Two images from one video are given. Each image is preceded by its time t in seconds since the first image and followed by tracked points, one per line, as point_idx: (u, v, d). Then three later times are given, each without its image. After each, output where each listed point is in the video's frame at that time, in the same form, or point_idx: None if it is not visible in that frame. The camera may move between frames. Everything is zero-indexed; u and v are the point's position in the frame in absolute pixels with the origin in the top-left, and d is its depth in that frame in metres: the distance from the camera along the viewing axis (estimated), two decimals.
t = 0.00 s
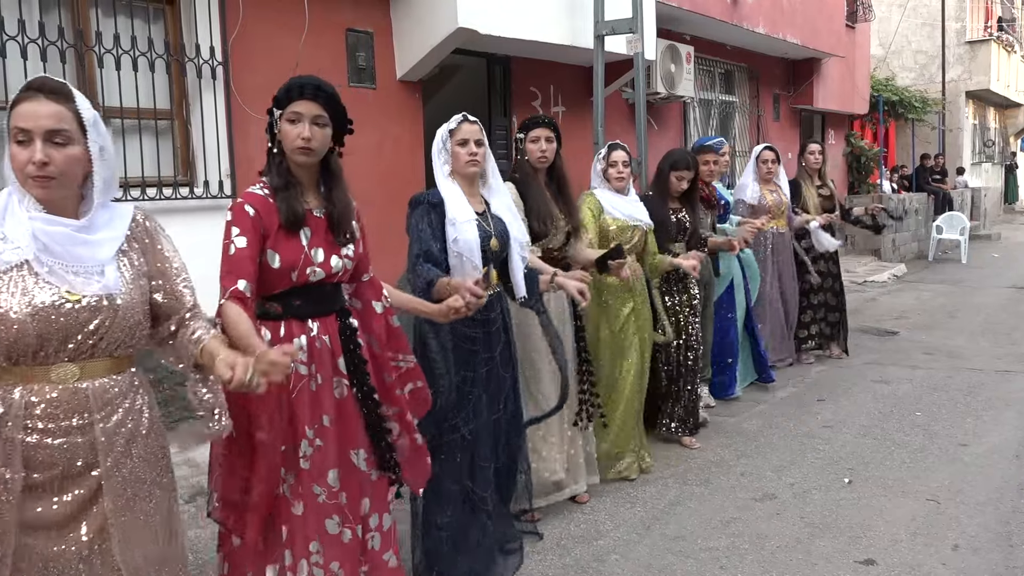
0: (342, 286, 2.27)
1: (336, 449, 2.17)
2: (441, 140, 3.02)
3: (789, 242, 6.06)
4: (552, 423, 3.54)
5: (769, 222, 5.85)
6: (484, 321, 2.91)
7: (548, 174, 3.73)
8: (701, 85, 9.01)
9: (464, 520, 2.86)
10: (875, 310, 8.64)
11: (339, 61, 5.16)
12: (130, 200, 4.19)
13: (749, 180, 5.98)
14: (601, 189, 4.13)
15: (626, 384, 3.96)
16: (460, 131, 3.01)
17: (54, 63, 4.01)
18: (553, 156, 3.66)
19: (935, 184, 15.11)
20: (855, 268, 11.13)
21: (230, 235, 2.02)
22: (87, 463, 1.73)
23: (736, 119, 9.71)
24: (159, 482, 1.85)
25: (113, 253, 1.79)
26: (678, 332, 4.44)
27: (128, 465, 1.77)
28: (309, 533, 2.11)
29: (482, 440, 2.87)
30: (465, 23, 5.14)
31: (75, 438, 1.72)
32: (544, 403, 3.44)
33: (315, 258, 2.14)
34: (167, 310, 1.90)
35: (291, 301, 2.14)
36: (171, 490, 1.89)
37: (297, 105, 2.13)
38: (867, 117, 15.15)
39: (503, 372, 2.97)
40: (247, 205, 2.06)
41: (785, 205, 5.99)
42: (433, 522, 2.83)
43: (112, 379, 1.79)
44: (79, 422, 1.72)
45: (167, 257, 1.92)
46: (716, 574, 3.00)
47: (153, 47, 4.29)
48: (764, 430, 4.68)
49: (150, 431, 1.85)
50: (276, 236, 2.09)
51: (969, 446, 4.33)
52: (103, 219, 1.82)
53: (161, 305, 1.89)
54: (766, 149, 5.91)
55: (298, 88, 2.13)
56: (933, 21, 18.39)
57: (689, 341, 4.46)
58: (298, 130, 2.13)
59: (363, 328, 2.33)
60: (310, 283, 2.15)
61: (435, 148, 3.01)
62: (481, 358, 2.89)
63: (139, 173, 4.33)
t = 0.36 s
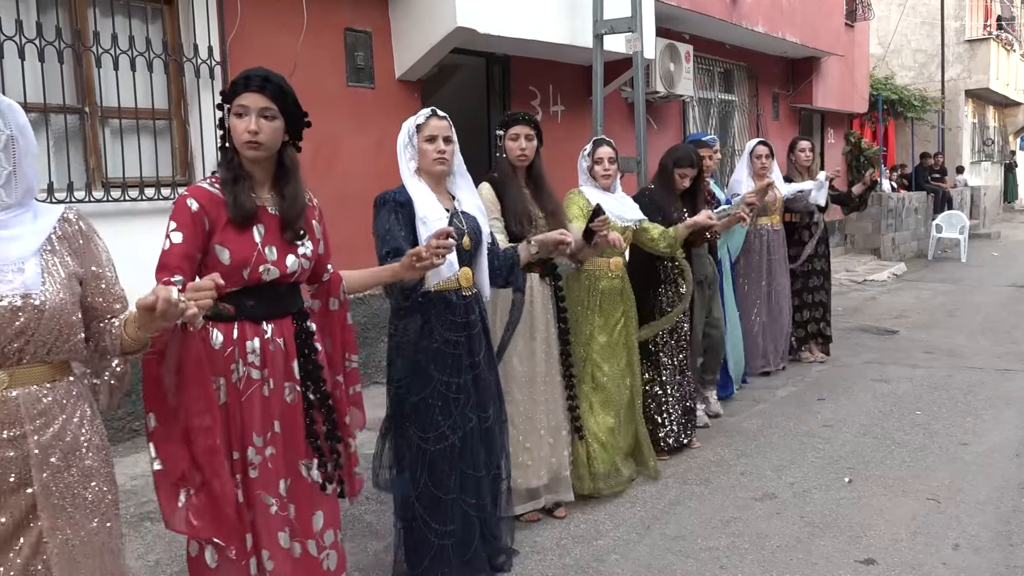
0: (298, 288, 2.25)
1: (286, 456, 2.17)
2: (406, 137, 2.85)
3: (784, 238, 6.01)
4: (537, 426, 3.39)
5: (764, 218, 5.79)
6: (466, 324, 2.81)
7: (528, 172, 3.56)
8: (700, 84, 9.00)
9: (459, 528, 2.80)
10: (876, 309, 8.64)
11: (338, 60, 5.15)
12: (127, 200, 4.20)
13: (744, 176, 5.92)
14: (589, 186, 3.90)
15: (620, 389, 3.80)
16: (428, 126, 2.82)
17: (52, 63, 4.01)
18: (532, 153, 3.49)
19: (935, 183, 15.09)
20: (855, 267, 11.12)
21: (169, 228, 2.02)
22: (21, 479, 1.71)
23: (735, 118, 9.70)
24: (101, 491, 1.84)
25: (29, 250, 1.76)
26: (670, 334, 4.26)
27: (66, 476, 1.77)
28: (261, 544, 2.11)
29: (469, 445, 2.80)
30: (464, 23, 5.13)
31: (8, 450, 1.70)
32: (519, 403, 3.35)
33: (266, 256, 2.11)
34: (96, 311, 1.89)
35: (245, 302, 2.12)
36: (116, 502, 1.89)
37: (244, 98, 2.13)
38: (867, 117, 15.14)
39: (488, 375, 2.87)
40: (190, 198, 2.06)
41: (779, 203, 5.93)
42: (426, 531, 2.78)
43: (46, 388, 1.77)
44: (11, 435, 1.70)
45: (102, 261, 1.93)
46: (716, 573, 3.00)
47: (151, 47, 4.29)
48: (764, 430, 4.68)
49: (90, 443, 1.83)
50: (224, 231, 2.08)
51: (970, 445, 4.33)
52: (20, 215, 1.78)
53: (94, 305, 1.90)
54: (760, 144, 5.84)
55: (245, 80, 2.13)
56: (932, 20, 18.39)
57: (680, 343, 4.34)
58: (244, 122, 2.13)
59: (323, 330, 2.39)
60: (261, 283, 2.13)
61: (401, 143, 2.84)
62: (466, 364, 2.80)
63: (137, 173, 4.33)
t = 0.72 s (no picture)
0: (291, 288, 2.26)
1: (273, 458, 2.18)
2: (399, 138, 2.83)
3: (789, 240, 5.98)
4: (525, 430, 3.39)
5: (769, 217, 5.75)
6: (461, 325, 2.78)
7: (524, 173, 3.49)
8: (706, 82, 8.97)
9: (453, 530, 2.80)
10: (881, 309, 8.61)
11: (344, 56, 5.14)
12: (131, 196, 4.21)
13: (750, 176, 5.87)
14: (582, 188, 3.80)
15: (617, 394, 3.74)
16: (420, 125, 2.80)
17: (57, 59, 4.01)
18: (528, 153, 3.41)
19: (942, 183, 15.03)
20: (861, 266, 11.08)
21: (156, 237, 2.02)
22: (9, 480, 1.72)
23: (742, 117, 9.67)
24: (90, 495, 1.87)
25: (10, 249, 1.74)
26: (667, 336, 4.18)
27: (54, 479, 1.78)
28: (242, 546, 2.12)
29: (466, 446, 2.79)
30: (470, 20, 5.12)
31: None
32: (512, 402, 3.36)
33: (256, 259, 2.12)
34: (79, 313, 1.93)
35: (236, 305, 2.13)
36: (106, 499, 1.93)
37: (229, 95, 2.12)
38: (874, 116, 15.09)
39: (482, 375, 2.86)
40: (177, 205, 2.05)
41: (785, 203, 5.91)
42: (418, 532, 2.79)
43: (32, 390, 1.78)
44: None
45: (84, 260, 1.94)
46: (720, 573, 2.99)
47: (157, 42, 4.30)
48: (768, 430, 4.66)
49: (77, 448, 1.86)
50: (212, 237, 2.08)
51: (976, 446, 4.31)
52: (3, 212, 1.77)
53: (76, 309, 1.93)
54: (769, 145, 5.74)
55: (231, 77, 2.13)
56: (940, 19, 18.33)
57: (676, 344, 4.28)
58: (229, 120, 2.11)
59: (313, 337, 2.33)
60: (251, 287, 2.14)
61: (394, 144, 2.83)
62: (462, 364, 2.78)
63: (143, 170, 4.33)
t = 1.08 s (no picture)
0: (295, 279, 2.26)
1: (279, 443, 2.19)
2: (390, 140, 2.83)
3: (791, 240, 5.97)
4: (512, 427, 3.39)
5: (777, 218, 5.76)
6: (440, 324, 2.76)
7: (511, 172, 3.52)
8: (711, 82, 8.95)
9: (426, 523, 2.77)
10: (884, 311, 8.58)
11: (348, 54, 5.13)
12: (134, 192, 4.20)
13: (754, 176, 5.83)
14: (578, 185, 3.79)
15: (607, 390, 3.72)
16: (409, 129, 2.79)
17: (61, 54, 4.01)
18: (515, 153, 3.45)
19: (946, 186, 14.99)
20: (864, 268, 11.05)
21: (172, 228, 2.00)
22: (16, 465, 1.74)
23: (746, 118, 9.65)
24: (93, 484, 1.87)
25: (33, 240, 1.78)
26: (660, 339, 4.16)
27: (57, 467, 1.79)
28: (252, 531, 2.14)
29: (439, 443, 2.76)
30: (475, 18, 5.10)
31: (6, 435, 1.73)
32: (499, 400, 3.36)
33: (263, 249, 2.12)
34: (101, 308, 1.93)
35: (242, 295, 2.14)
36: (107, 490, 1.92)
37: (234, 95, 2.11)
38: (878, 118, 15.07)
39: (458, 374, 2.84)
40: (189, 197, 2.04)
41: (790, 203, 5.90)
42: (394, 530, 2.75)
43: (43, 378, 1.80)
44: (10, 423, 1.73)
45: (104, 255, 1.93)
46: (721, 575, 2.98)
47: (161, 39, 4.29)
48: (771, 432, 4.65)
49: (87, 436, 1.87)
50: (221, 227, 2.07)
51: (978, 450, 4.29)
52: (26, 204, 1.81)
53: (99, 304, 1.93)
54: (775, 146, 5.71)
55: (235, 77, 2.11)
56: (946, 21, 18.29)
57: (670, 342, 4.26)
58: (233, 119, 2.10)
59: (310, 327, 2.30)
60: (258, 276, 2.14)
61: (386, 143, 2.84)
62: (439, 361, 2.76)
63: (146, 167, 4.32)
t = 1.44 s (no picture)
0: (290, 275, 2.28)
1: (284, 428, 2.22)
2: (371, 135, 2.79)
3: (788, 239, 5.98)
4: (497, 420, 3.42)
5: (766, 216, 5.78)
6: (419, 319, 2.77)
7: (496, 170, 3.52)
8: (713, 83, 8.95)
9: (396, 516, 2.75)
10: (886, 312, 8.57)
11: (350, 54, 5.13)
12: (137, 190, 4.20)
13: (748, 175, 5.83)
14: (572, 185, 3.80)
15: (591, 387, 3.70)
16: (401, 125, 2.79)
17: (63, 52, 4.01)
18: (500, 151, 3.44)
19: (949, 187, 14.96)
20: (867, 270, 11.04)
21: (172, 223, 2.06)
22: (24, 450, 1.77)
23: (749, 118, 9.65)
24: (93, 467, 1.91)
25: (36, 232, 1.81)
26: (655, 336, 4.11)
27: (63, 450, 1.83)
28: (259, 515, 2.16)
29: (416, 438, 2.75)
30: (477, 17, 5.10)
31: (14, 421, 1.75)
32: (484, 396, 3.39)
33: (264, 245, 2.15)
34: (99, 292, 1.96)
35: (240, 288, 2.16)
36: (106, 472, 1.96)
37: (237, 92, 2.13)
38: (881, 118, 15.04)
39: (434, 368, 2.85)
40: (191, 192, 2.08)
41: (784, 201, 5.91)
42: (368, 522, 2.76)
43: (47, 364, 1.83)
44: (16, 409, 1.75)
45: (100, 246, 1.98)
46: None
47: (163, 38, 4.28)
48: (772, 432, 4.64)
49: (86, 421, 1.90)
50: (222, 222, 2.11)
51: (980, 451, 4.28)
52: (25, 199, 1.83)
53: (98, 287, 1.96)
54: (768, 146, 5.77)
55: (238, 74, 2.14)
56: (949, 22, 18.26)
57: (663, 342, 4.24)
58: (235, 117, 2.13)
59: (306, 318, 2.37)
60: (256, 271, 2.17)
61: (370, 138, 2.78)
62: (416, 356, 2.76)
63: (148, 164, 4.33)
